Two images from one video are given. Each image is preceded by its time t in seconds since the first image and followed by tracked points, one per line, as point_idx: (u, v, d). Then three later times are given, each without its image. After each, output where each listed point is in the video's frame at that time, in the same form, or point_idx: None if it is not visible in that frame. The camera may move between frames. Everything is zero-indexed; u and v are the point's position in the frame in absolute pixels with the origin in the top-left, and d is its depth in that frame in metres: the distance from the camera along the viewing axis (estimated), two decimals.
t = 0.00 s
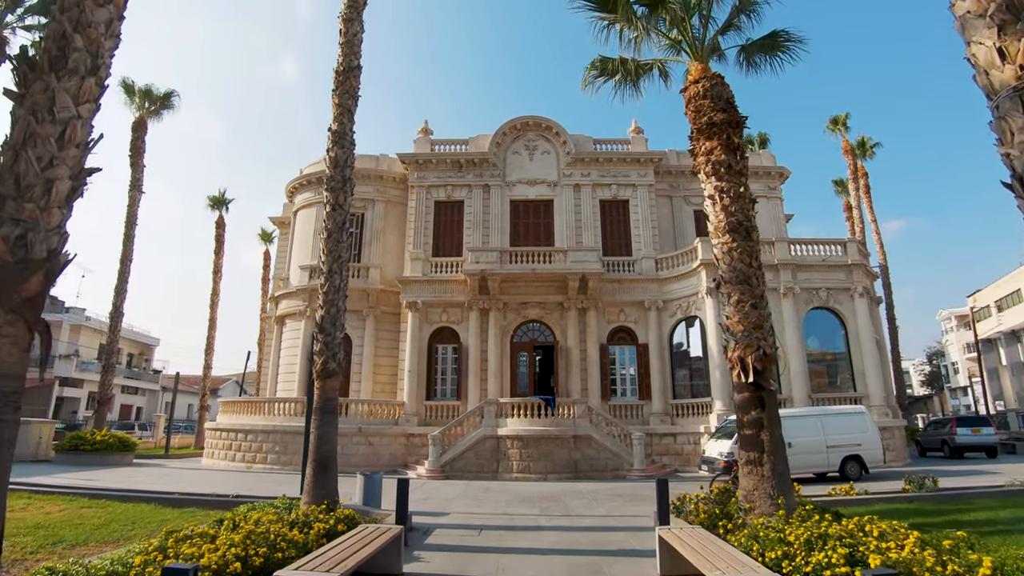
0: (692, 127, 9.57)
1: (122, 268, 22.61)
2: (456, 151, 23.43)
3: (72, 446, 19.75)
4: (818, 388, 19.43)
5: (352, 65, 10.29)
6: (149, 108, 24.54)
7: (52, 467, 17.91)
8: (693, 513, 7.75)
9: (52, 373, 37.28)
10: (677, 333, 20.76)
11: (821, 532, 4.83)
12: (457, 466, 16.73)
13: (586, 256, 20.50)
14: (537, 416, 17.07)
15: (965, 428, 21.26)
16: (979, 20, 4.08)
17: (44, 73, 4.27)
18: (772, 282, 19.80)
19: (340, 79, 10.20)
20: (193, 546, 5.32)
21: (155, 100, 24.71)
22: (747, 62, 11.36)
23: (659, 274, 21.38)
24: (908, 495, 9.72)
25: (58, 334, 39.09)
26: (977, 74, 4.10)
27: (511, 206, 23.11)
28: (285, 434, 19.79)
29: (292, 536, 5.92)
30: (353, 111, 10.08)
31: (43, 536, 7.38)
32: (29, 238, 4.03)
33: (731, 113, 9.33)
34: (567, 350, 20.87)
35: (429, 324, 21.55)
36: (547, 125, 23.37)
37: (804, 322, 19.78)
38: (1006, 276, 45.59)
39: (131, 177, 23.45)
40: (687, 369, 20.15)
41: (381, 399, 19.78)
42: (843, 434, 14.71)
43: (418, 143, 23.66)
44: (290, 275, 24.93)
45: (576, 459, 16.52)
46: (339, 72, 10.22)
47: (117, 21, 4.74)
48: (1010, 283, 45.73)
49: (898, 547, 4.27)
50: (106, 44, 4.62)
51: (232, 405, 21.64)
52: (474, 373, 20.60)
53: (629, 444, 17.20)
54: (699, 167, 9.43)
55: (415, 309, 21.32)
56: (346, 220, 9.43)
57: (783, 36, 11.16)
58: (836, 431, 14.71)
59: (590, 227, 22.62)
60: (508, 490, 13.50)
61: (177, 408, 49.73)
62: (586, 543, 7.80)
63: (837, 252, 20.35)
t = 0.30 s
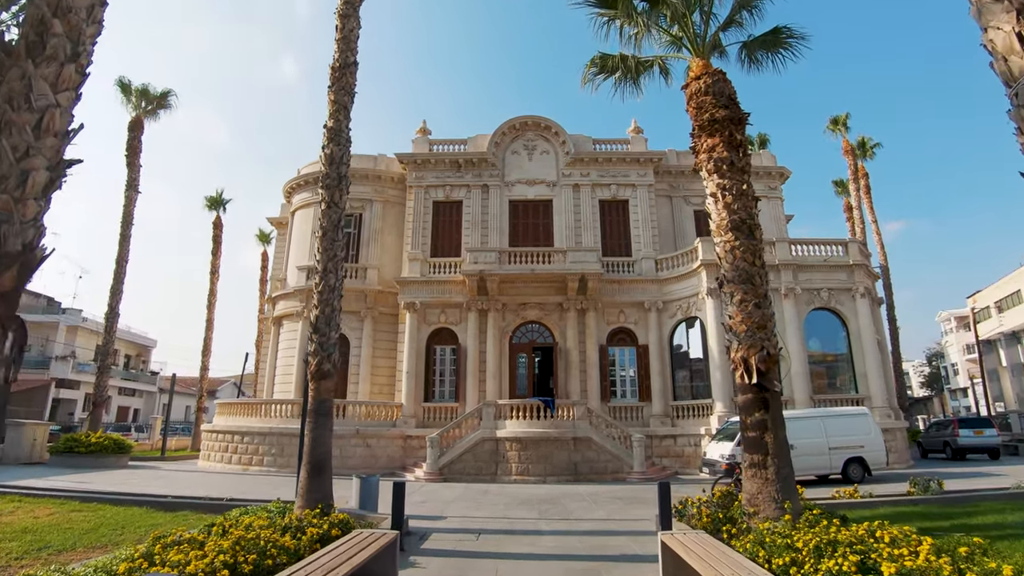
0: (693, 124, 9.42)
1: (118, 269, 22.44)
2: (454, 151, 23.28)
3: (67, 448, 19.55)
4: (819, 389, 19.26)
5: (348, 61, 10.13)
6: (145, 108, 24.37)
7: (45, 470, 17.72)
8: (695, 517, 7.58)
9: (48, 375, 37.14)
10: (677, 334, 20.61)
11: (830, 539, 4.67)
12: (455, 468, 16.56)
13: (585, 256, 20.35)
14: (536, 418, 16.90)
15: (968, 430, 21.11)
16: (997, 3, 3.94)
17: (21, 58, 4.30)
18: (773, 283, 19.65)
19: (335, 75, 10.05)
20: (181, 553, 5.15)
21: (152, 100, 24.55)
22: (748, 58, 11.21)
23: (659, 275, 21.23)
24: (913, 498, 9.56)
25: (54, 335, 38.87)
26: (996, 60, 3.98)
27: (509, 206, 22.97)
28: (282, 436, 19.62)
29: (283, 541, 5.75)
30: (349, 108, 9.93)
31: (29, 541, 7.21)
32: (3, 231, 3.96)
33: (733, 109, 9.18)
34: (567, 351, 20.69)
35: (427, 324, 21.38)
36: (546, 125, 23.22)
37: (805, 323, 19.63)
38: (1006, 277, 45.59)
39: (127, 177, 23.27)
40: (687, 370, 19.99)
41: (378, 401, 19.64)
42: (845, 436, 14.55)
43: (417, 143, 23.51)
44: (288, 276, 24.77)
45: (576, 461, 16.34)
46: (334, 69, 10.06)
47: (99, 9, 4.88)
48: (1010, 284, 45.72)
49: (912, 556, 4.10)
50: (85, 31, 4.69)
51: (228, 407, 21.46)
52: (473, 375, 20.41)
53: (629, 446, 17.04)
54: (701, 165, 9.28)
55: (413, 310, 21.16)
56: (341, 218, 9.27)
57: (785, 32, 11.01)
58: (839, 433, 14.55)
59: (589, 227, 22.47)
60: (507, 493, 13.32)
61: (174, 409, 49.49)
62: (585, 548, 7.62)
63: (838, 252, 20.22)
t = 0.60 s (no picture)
0: (695, 121, 9.28)
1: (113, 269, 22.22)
2: (452, 151, 23.13)
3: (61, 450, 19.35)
4: (820, 391, 19.10)
5: (344, 57, 9.98)
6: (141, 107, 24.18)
7: (39, 472, 17.52)
8: (699, 521, 7.40)
9: (43, 376, 36.94)
10: (677, 335, 20.45)
11: (838, 545, 4.52)
12: (453, 470, 16.38)
13: (585, 256, 20.19)
14: (534, 419, 16.72)
15: (970, 431, 20.95)
16: None
17: None
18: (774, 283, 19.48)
19: (331, 71, 9.89)
20: (167, 558, 4.98)
21: (148, 99, 24.38)
22: (750, 55, 11.08)
23: (659, 275, 21.08)
24: (919, 500, 9.39)
25: (49, 335, 38.61)
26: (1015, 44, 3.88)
27: (508, 206, 22.83)
28: (278, 438, 19.42)
29: (276, 546, 5.57)
30: (345, 104, 9.77)
31: (14, 545, 7.01)
32: None
33: (735, 105, 9.03)
34: (566, 353, 20.52)
35: (425, 325, 21.22)
36: (546, 124, 23.09)
37: (806, 324, 19.47)
38: (1006, 278, 45.53)
39: (123, 176, 23.09)
40: (687, 372, 19.84)
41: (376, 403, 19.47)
42: (847, 437, 14.39)
43: (415, 143, 23.37)
44: (285, 276, 24.57)
45: (575, 463, 16.17)
46: (330, 64, 9.90)
47: None
48: (1010, 285, 45.67)
49: (924, 565, 3.95)
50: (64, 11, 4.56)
51: (224, 408, 21.26)
52: (471, 376, 20.23)
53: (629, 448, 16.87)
54: (702, 162, 9.13)
55: (411, 311, 21.00)
56: (335, 215, 9.11)
57: (788, 28, 10.87)
58: (841, 435, 14.39)
59: (589, 227, 22.33)
60: (506, 495, 13.15)
61: (171, 411, 49.26)
62: (586, 552, 7.44)
63: (839, 252, 20.09)
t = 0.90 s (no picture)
0: (696, 117, 9.13)
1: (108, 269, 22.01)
2: (451, 150, 22.98)
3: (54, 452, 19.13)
4: (821, 393, 18.95)
5: (341, 52, 9.82)
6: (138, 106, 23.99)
7: (32, 473, 17.32)
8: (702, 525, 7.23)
9: (39, 378, 36.73)
10: (676, 336, 20.30)
11: (849, 552, 4.35)
12: (451, 472, 16.21)
13: (584, 256, 20.03)
14: (533, 421, 16.55)
15: (972, 433, 20.81)
16: None
17: None
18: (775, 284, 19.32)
19: (327, 66, 9.73)
20: (152, 564, 4.80)
21: (145, 98, 24.20)
22: (752, 52, 10.94)
23: (659, 275, 20.93)
24: (924, 502, 9.23)
25: (45, 336, 38.37)
26: None
27: (507, 206, 22.68)
28: (274, 439, 19.23)
29: (266, 551, 5.39)
30: (341, 100, 9.61)
31: None
32: None
33: (737, 101, 8.87)
34: (565, 353, 20.34)
35: (423, 325, 21.04)
36: (545, 124, 22.95)
37: (807, 325, 19.32)
38: (1005, 280, 45.47)
39: (119, 175, 22.92)
40: (688, 373, 19.67)
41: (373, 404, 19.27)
42: (849, 439, 14.24)
43: (414, 142, 23.23)
44: (282, 277, 24.39)
45: (575, 464, 16.01)
46: (326, 59, 9.74)
47: None
48: (1009, 286, 45.60)
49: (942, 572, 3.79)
50: None
51: (220, 409, 21.06)
52: (469, 377, 20.04)
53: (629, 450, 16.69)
54: (704, 159, 8.98)
55: (409, 311, 20.83)
56: (330, 212, 8.95)
57: (790, 24, 10.74)
58: (843, 436, 14.23)
59: (588, 227, 22.19)
60: (504, 498, 12.96)
61: (168, 412, 49.02)
62: (586, 556, 7.27)
63: (840, 253, 19.95)
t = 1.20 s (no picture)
0: (698, 113, 8.98)
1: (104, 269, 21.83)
2: (450, 150, 22.83)
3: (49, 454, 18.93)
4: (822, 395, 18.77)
5: (337, 47, 9.66)
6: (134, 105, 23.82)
7: (26, 475, 17.13)
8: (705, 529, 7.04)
9: (35, 379, 36.52)
10: (677, 337, 20.15)
11: (862, 561, 4.17)
12: (449, 475, 16.02)
13: (584, 256, 19.88)
14: (533, 422, 16.35)
15: (975, 434, 20.66)
16: None
17: None
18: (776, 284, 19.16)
19: (323, 61, 9.58)
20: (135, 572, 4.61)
21: (142, 97, 24.04)
22: (754, 48, 10.79)
23: (659, 276, 20.77)
24: (931, 506, 9.06)
25: (41, 337, 38.07)
26: None
27: (506, 206, 22.53)
28: (271, 441, 19.05)
29: (256, 557, 5.21)
30: (337, 95, 9.45)
31: None
32: None
33: (740, 97, 8.72)
34: (565, 355, 20.17)
35: (422, 326, 20.86)
36: (545, 124, 22.81)
37: (809, 326, 19.16)
38: (1006, 281, 45.37)
39: (115, 175, 22.75)
40: (688, 374, 19.50)
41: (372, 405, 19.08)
42: (852, 441, 14.06)
43: (412, 142, 23.08)
44: (280, 277, 24.21)
45: (574, 466, 15.84)
46: (322, 54, 9.59)
47: None
48: (1010, 287, 45.50)
49: None
50: None
51: (217, 411, 20.87)
52: (468, 379, 19.86)
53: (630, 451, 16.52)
54: (706, 155, 8.82)
55: (407, 312, 20.67)
56: (326, 210, 8.78)
57: (793, 20, 10.59)
58: (846, 438, 14.06)
59: (588, 227, 22.03)
60: (503, 500, 12.78)
61: (166, 413, 48.83)
62: (586, 561, 7.09)
63: (842, 253, 19.80)
